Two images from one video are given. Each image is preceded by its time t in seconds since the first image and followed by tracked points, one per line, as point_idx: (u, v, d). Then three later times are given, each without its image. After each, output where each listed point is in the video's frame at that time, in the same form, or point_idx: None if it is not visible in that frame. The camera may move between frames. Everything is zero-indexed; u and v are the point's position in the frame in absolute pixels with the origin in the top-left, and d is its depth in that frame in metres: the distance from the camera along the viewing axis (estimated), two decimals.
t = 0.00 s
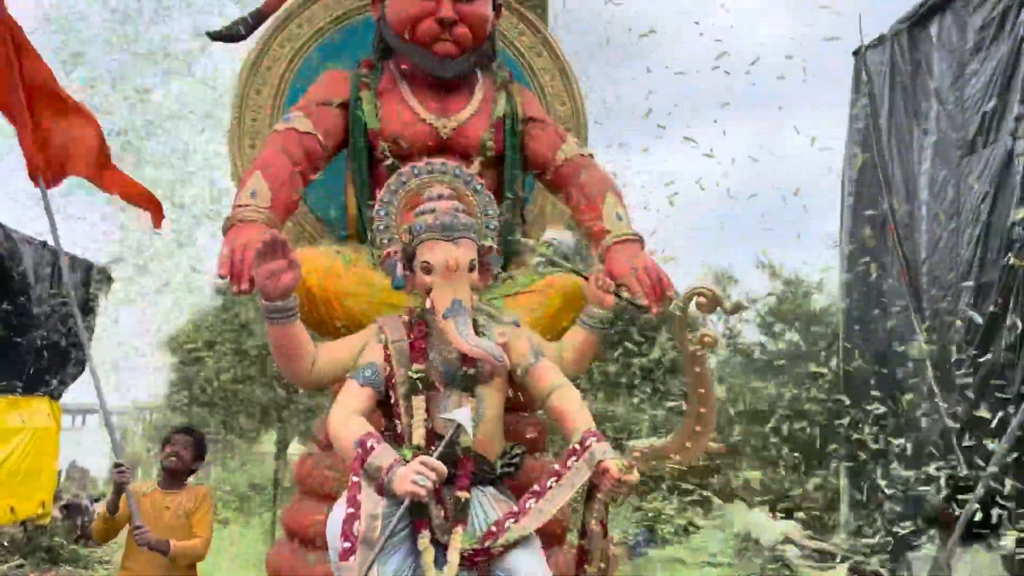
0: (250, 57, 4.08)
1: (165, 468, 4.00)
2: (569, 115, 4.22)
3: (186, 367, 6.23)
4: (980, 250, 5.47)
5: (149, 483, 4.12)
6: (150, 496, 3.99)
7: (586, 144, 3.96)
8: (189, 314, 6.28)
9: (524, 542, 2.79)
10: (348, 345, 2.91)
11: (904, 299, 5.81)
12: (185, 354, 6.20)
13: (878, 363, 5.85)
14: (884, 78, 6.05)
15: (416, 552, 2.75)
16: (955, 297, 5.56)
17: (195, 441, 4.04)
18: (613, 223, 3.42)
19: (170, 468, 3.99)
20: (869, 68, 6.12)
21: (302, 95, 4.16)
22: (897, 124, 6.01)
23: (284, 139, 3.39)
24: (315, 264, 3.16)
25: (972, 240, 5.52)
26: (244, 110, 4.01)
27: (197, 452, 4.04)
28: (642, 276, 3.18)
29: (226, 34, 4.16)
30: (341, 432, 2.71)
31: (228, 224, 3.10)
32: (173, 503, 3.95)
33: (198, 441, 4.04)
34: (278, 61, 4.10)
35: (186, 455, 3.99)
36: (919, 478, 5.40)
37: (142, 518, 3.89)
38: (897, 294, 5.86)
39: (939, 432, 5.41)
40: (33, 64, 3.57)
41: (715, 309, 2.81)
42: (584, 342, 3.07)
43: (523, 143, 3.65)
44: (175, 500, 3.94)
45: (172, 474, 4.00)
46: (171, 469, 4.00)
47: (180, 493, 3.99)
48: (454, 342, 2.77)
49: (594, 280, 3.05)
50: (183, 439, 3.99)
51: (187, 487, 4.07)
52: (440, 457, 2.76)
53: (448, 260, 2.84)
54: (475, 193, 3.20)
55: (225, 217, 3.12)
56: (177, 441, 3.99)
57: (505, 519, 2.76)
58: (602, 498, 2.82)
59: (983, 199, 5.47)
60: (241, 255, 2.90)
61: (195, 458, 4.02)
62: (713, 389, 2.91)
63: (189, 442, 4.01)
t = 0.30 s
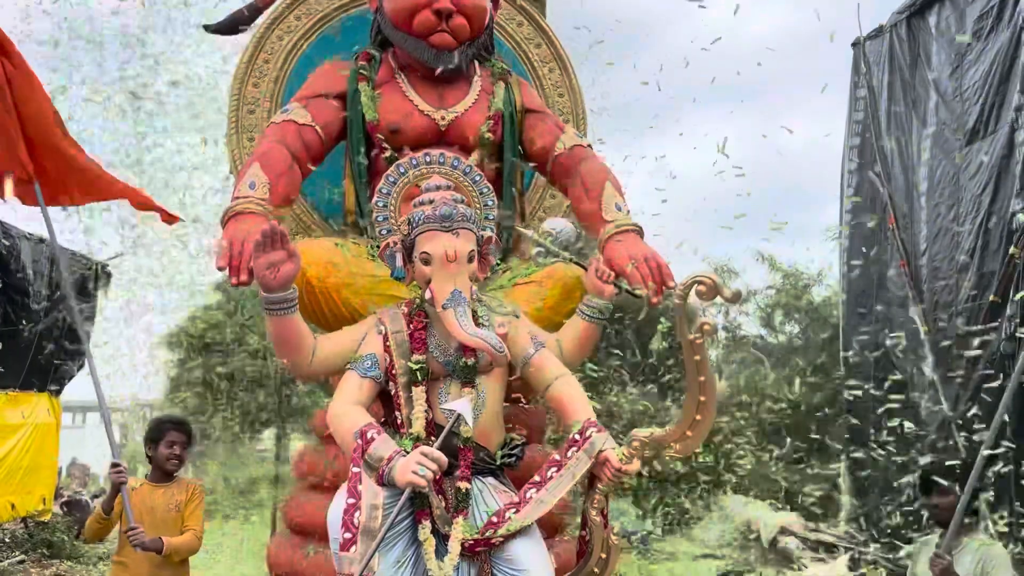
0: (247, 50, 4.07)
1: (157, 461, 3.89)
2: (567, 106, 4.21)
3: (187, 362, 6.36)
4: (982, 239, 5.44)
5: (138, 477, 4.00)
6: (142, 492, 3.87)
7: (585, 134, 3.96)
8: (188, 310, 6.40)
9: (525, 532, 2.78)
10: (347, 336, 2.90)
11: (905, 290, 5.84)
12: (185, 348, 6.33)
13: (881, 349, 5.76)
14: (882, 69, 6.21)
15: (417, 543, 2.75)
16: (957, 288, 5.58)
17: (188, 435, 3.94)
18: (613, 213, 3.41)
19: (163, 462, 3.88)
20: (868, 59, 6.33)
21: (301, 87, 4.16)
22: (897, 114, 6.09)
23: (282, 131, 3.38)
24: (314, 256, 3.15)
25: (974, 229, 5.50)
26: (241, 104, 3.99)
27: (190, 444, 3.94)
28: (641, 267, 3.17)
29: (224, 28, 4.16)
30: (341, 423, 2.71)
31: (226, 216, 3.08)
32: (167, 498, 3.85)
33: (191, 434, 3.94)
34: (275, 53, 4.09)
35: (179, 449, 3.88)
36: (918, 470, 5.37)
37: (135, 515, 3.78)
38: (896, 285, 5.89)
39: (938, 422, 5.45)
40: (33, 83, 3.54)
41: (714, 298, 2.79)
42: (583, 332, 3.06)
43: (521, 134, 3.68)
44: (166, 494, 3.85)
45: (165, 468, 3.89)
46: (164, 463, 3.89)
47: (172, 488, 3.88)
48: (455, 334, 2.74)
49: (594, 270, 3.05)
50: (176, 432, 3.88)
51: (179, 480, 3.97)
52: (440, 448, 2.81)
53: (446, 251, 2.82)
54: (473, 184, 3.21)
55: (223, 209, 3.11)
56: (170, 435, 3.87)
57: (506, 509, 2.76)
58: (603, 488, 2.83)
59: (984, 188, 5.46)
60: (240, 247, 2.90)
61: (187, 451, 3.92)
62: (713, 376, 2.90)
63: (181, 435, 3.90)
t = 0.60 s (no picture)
0: (246, 49, 4.06)
1: (147, 463, 3.88)
2: (566, 104, 4.20)
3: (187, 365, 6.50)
4: (984, 236, 5.27)
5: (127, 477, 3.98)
6: (132, 493, 3.86)
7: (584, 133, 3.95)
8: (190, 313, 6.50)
9: (525, 531, 2.78)
10: (347, 335, 2.90)
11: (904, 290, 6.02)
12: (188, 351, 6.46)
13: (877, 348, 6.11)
14: (882, 67, 6.24)
15: (418, 542, 2.75)
16: (958, 287, 5.43)
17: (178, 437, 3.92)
18: (612, 210, 3.41)
19: (153, 464, 3.86)
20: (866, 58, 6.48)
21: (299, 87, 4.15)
22: (897, 111, 6.09)
23: (280, 131, 3.37)
24: (313, 255, 3.14)
25: (975, 227, 5.35)
26: (240, 104, 3.99)
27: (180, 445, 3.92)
28: (641, 264, 3.16)
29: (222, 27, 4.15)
30: (341, 422, 2.70)
31: (224, 216, 3.07)
32: (157, 500, 3.83)
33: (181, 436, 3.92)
34: (274, 53, 4.08)
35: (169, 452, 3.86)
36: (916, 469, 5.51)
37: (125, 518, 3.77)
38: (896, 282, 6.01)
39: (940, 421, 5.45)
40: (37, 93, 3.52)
41: (714, 294, 2.78)
42: (584, 329, 3.06)
43: (520, 133, 3.68)
44: (157, 496, 3.83)
45: (155, 470, 3.88)
46: (154, 465, 3.87)
47: (163, 489, 3.86)
48: (454, 333, 2.73)
49: (594, 267, 3.05)
50: (166, 434, 3.86)
51: (170, 480, 3.96)
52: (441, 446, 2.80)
53: (445, 249, 2.82)
54: (472, 182, 3.20)
55: (222, 208, 3.09)
56: (160, 438, 3.86)
57: (506, 508, 2.75)
58: (603, 486, 2.82)
59: (985, 185, 5.27)
60: (239, 247, 2.89)
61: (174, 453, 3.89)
62: (713, 372, 2.89)
63: (172, 437, 3.88)
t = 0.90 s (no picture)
0: (246, 54, 4.07)
1: (142, 469, 3.87)
2: (566, 108, 4.21)
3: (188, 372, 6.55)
4: (987, 239, 5.19)
5: (123, 483, 3.97)
6: (126, 499, 3.85)
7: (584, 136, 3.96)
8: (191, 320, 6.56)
9: (526, 535, 2.76)
10: (347, 338, 2.90)
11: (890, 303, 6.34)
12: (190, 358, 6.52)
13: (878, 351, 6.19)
14: (882, 70, 6.25)
15: (419, 546, 2.74)
16: (960, 290, 5.37)
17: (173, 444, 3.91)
18: (612, 213, 3.40)
19: (148, 471, 3.86)
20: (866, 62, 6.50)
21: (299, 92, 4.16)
22: (897, 114, 6.09)
23: (281, 135, 3.38)
24: (313, 259, 3.15)
25: (977, 231, 5.27)
26: (241, 108, 4.00)
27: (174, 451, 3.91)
28: (641, 268, 3.16)
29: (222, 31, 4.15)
30: (342, 426, 2.70)
31: (225, 220, 3.07)
32: (151, 506, 3.81)
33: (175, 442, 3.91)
34: (274, 58, 4.09)
35: (163, 459, 3.85)
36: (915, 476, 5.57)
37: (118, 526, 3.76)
38: (897, 285, 6.02)
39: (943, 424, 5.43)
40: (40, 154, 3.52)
41: (715, 296, 2.78)
42: (585, 332, 3.05)
43: (520, 137, 3.68)
44: (149, 502, 3.82)
45: (150, 476, 3.87)
46: (148, 472, 3.86)
47: (157, 495, 3.86)
48: (455, 336, 2.73)
49: (594, 271, 3.04)
50: (161, 441, 3.85)
51: (165, 486, 3.95)
52: (441, 451, 2.80)
53: (445, 253, 2.82)
54: (472, 185, 3.21)
55: (222, 213, 3.09)
56: (155, 444, 3.85)
57: (507, 512, 2.74)
58: (605, 490, 2.81)
59: (988, 188, 5.20)
60: (240, 250, 2.89)
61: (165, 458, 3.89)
62: (715, 375, 2.89)
63: (167, 444, 3.87)
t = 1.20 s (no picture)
0: (250, 64, 4.08)
1: (143, 478, 3.88)
2: (569, 117, 4.22)
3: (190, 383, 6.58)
4: (991, 247, 5.17)
5: (123, 493, 3.97)
6: (126, 509, 3.85)
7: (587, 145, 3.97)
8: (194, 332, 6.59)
9: (530, 542, 2.75)
10: (351, 346, 2.90)
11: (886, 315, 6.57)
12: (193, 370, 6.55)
13: (881, 359, 6.19)
14: (884, 79, 6.26)
15: (422, 553, 2.73)
16: (965, 298, 5.36)
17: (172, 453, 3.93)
18: (615, 221, 3.41)
19: (147, 480, 3.86)
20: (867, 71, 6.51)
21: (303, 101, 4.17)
22: (899, 123, 6.09)
23: (285, 144, 3.39)
24: (317, 267, 3.15)
25: (981, 239, 5.26)
26: (245, 118, 4.02)
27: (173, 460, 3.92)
28: (644, 274, 3.17)
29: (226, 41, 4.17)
30: (345, 433, 2.70)
31: (229, 228, 3.08)
32: (151, 515, 3.81)
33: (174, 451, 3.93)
34: (278, 67, 4.11)
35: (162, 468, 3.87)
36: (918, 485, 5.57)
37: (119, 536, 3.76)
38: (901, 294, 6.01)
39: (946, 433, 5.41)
40: None
41: (718, 303, 2.78)
42: (588, 339, 3.05)
43: (523, 145, 3.69)
44: (149, 511, 3.82)
45: (149, 486, 3.87)
46: (148, 482, 3.87)
47: (158, 503, 3.85)
48: (458, 343, 2.73)
49: (597, 278, 3.04)
50: (160, 451, 3.86)
51: (165, 494, 3.95)
52: (444, 458, 2.80)
53: (449, 260, 2.82)
54: (475, 193, 3.22)
55: (226, 221, 3.10)
56: (153, 454, 3.85)
57: (511, 520, 2.73)
58: (609, 498, 2.81)
59: (992, 196, 5.18)
60: (243, 258, 2.89)
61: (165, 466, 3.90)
62: (719, 383, 2.88)
63: (165, 453, 3.87)
